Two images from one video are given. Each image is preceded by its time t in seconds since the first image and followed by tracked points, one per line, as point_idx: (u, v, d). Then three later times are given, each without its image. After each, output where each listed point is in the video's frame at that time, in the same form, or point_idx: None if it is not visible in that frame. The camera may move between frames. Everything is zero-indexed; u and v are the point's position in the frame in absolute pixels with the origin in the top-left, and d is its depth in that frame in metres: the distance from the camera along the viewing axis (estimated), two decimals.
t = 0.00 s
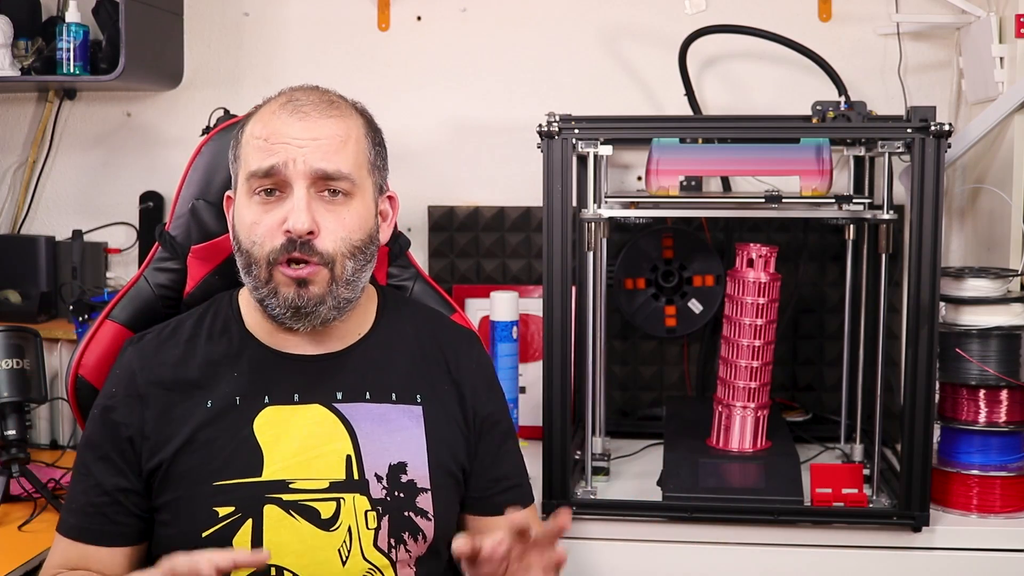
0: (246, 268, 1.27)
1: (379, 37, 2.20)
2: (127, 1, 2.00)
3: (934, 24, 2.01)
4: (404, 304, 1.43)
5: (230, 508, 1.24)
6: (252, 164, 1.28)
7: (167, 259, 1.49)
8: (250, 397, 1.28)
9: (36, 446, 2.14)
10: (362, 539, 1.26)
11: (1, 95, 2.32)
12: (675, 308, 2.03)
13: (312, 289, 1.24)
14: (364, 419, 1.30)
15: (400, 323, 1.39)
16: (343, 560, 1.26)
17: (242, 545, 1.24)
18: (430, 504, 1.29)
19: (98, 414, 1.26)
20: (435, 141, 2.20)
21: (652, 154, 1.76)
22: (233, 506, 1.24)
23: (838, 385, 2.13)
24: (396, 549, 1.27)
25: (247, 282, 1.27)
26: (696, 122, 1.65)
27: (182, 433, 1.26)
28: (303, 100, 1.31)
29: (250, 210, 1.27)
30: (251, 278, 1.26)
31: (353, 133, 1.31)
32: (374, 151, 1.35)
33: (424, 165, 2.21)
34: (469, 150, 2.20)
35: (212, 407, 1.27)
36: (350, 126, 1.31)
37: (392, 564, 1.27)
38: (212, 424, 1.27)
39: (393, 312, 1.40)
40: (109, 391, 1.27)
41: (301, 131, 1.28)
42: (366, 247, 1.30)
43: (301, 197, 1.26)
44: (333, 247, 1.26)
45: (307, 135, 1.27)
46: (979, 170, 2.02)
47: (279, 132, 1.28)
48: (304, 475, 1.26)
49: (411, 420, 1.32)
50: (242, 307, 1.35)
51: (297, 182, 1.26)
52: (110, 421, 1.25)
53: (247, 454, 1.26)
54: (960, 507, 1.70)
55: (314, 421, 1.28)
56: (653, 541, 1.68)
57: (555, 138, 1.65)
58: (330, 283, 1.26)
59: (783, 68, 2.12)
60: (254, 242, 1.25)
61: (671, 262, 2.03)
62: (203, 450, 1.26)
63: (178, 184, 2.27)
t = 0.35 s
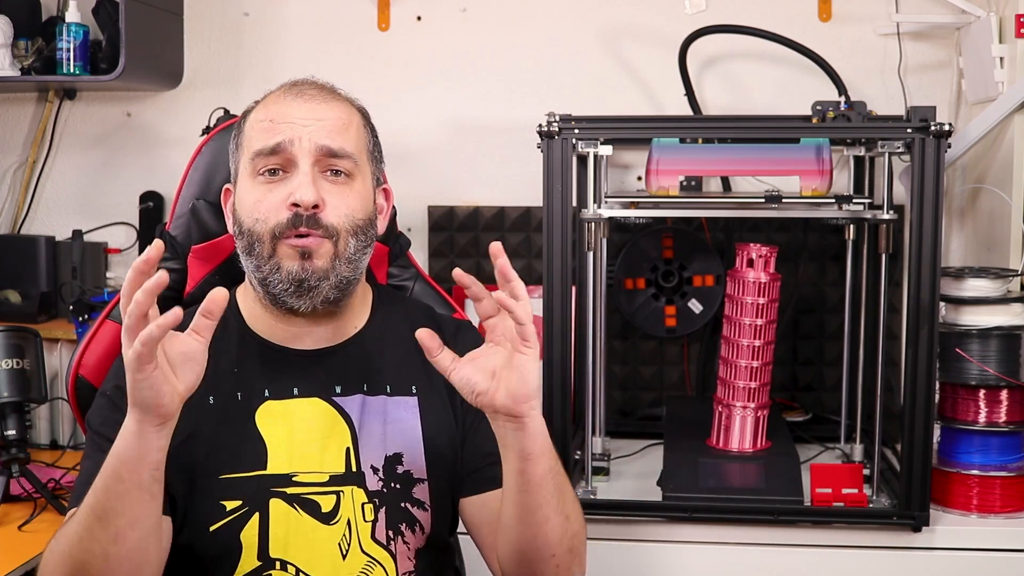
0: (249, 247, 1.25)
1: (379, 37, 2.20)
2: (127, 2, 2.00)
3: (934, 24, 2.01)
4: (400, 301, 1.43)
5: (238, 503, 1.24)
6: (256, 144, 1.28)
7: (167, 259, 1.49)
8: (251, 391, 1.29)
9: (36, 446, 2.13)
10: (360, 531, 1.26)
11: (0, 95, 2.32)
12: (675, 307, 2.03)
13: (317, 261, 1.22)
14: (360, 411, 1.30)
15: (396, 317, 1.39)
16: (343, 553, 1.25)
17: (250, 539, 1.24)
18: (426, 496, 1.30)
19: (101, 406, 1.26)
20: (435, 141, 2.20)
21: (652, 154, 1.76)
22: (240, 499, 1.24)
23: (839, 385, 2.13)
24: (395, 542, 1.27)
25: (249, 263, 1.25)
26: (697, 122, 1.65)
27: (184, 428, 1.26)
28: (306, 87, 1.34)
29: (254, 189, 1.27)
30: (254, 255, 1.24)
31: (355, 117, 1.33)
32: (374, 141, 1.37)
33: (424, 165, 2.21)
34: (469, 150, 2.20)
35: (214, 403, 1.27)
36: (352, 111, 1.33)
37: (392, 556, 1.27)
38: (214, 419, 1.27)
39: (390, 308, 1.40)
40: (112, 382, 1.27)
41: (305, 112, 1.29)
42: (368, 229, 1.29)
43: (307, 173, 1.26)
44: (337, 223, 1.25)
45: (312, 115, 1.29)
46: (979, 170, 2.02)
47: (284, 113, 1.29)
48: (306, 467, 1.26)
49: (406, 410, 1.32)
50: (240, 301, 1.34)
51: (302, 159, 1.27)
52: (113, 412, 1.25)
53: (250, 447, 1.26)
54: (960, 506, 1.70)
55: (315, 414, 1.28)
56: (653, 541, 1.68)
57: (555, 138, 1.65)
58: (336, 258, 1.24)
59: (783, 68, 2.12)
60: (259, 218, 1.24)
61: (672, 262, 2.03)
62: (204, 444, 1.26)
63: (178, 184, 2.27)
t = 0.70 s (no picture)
0: (243, 257, 1.27)
1: (379, 36, 2.20)
2: (127, 2, 2.00)
3: (934, 24, 2.01)
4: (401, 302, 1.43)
5: (237, 503, 1.25)
6: (248, 154, 1.28)
7: (167, 259, 1.49)
8: (251, 390, 1.29)
9: (36, 446, 2.14)
10: (360, 532, 1.26)
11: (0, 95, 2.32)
12: (675, 307, 2.03)
13: (310, 275, 1.25)
14: (362, 412, 1.30)
15: (397, 318, 1.39)
16: (342, 553, 1.25)
17: (249, 539, 1.25)
18: (425, 497, 1.29)
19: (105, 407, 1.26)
20: (435, 141, 2.20)
21: (652, 154, 1.76)
22: (240, 499, 1.25)
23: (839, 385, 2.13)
24: (392, 542, 1.28)
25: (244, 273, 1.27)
26: (696, 122, 1.65)
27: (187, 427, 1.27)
28: (296, 92, 1.32)
29: (247, 200, 1.27)
30: (248, 266, 1.26)
31: (347, 123, 1.32)
32: (368, 142, 1.36)
33: (424, 165, 2.21)
34: (469, 150, 2.20)
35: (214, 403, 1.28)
36: (344, 115, 1.32)
37: (390, 556, 1.27)
38: (216, 418, 1.27)
39: (391, 308, 1.40)
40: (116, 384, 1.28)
41: (296, 121, 1.29)
42: (361, 235, 1.31)
43: (298, 185, 1.27)
44: (329, 234, 1.27)
45: (302, 124, 1.28)
46: (979, 170, 2.02)
47: (274, 122, 1.29)
48: (305, 467, 1.27)
49: (408, 412, 1.31)
50: (240, 302, 1.35)
51: (293, 171, 1.27)
52: (118, 414, 1.25)
53: (249, 447, 1.26)
54: (960, 507, 1.70)
55: (313, 415, 1.28)
56: (653, 541, 1.68)
57: (555, 138, 1.65)
58: (329, 268, 1.26)
59: (783, 68, 2.12)
60: (252, 230, 1.26)
61: (672, 262, 2.03)
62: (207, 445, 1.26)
63: (178, 184, 2.27)
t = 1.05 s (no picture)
0: (228, 269, 1.28)
1: (379, 36, 2.20)
2: (127, 1, 2.00)
3: (935, 24, 2.01)
4: (405, 305, 1.42)
5: (234, 513, 1.25)
6: (217, 165, 1.29)
7: (167, 258, 1.49)
8: (251, 399, 1.28)
9: (36, 446, 2.14)
10: (364, 540, 1.27)
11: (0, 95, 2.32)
12: (675, 307, 2.03)
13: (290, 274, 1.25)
14: (365, 421, 1.30)
15: (399, 323, 1.38)
16: (346, 561, 1.27)
17: (246, 549, 1.25)
18: (432, 507, 1.31)
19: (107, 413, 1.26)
20: (435, 141, 2.20)
21: (652, 154, 1.76)
22: (237, 510, 1.25)
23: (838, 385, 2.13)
24: (399, 551, 1.29)
25: (231, 285, 1.28)
26: (696, 122, 1.65)
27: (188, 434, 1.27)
28: (253, 97, 1.33)
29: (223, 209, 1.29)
30: (231, 276, 1.27)
31: (309, 118, 1.32)
32: (337, 134, 1.36)
33: (424, 165, 2.21)
34: (470, 151, 2.20)
35: (213, 412, 1.28)
36: (305, 111, 1.32)
37: (395, 566, 1.29)
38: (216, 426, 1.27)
39: (393, 313, 1.40)
40: (119, 391, 1.27)
41: (256, 121, 1.29)
42: (340, 228, 1.30)
43: (267, 187, 1.27)
44: (304, 231, 1.27)
45: (262, 123, 1.29)
46: (979, 170, 2.02)
47: (236, 129, 1.29)
48: (306, 477, 1.27)
49: (413, 421, 1.32)
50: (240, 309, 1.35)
51: (259, 171, 1.27)
52: (120, 420, 1.25)
53: (248, 457, 1.26)
54: (960, 507, 1.69)
55: (315, 424, 1.28)
56: (653, 541, 1.68)
57: (555, 138, 1.65)
58: (311, 267, 1.26)
59: (783, 67, 2.12)
60: (232, 240, 1.27)
61: (671, 262, 2.03)
62: (207, 453, 1.26)
63: (178, 184, 2.27)
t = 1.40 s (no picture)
0: (264, 271, 1.27)
1: (379, 36, 2.20)
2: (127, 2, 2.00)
3: (935, 24, 2.01)
4: (406, 306, 1.42)
5: (228, 505, 1.24)
6: (281, 169, 1.27)
7: (167, 258, 1.48)
8: (252, 394, 1.29)
9: (36, 446, 2.14)
10: (360, 536, 1.27)
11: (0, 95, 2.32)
12: (675, 308, 2.03)
13: (332, 298, 1.25)
14: (364, 419, 1.30)
15: (402, 325, 1.39)
16: (341, 557, 1.26)
17: (239, 540, 1.24)
18: (430, 505, 1.30)
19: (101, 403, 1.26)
20: (435, 141, 2.20)
21: (652, 154, 1.76)
22: (231, 502, 1.25)
23: (838, 385, 2.13)
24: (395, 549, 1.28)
25: (261, 284, 1.27)
26: (696, 122, 1.65)
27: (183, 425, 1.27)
28: (344, 111, 1.31)
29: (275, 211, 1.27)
30: (266, 278, 1.26)
31: (386, 148, 1.31)
32: (398, 163, 1.36)
33: (424, 165, 2.21)
34: (470, 151, 2.20)
35: (211, 403, 1.28)
36: (384, 139, 1.31)
37: (391, 563, 1.28)
38: (214, 419, 1.27)
39: (395, 316, 1.40)
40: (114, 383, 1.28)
41: (341, 142, 1.28)
42: (386, 260, 1.31)
43: (335, 206, 1.26)
44: (357, 258, 1.27)
45: (348, 146, 1.27)
46: (979, 170, 2.02)
47: (316, 141, 1.27)
48: (303, 472, 1.27)
49: (413, 421, 1.32)
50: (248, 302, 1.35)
51: (333, 192, 1.26)
52: (116, 409, 1.25)
53: (246, 449, 1.26)
54: (960, 507, 1.69)
55: (314, 421, 1.28)
56: (653, 541, 1.68)
57: (555, 138, 1.65)
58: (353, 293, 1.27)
59: (783, 68, 2.12)
60: (276, 245, 1.26)
61: (672, 262, 2.03)
62: (203, 444, 1.26)
63: (178, 184, 2.27)
